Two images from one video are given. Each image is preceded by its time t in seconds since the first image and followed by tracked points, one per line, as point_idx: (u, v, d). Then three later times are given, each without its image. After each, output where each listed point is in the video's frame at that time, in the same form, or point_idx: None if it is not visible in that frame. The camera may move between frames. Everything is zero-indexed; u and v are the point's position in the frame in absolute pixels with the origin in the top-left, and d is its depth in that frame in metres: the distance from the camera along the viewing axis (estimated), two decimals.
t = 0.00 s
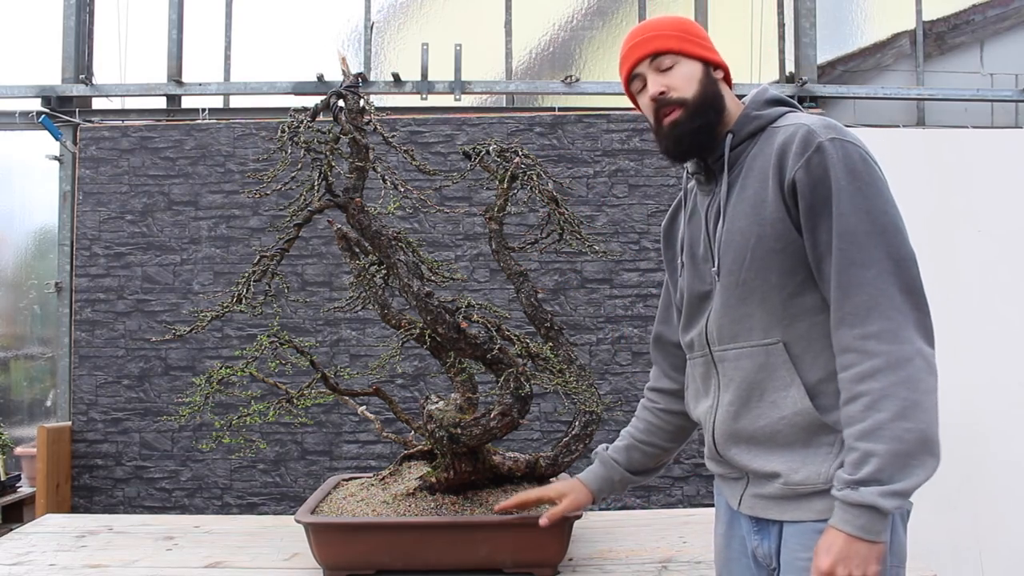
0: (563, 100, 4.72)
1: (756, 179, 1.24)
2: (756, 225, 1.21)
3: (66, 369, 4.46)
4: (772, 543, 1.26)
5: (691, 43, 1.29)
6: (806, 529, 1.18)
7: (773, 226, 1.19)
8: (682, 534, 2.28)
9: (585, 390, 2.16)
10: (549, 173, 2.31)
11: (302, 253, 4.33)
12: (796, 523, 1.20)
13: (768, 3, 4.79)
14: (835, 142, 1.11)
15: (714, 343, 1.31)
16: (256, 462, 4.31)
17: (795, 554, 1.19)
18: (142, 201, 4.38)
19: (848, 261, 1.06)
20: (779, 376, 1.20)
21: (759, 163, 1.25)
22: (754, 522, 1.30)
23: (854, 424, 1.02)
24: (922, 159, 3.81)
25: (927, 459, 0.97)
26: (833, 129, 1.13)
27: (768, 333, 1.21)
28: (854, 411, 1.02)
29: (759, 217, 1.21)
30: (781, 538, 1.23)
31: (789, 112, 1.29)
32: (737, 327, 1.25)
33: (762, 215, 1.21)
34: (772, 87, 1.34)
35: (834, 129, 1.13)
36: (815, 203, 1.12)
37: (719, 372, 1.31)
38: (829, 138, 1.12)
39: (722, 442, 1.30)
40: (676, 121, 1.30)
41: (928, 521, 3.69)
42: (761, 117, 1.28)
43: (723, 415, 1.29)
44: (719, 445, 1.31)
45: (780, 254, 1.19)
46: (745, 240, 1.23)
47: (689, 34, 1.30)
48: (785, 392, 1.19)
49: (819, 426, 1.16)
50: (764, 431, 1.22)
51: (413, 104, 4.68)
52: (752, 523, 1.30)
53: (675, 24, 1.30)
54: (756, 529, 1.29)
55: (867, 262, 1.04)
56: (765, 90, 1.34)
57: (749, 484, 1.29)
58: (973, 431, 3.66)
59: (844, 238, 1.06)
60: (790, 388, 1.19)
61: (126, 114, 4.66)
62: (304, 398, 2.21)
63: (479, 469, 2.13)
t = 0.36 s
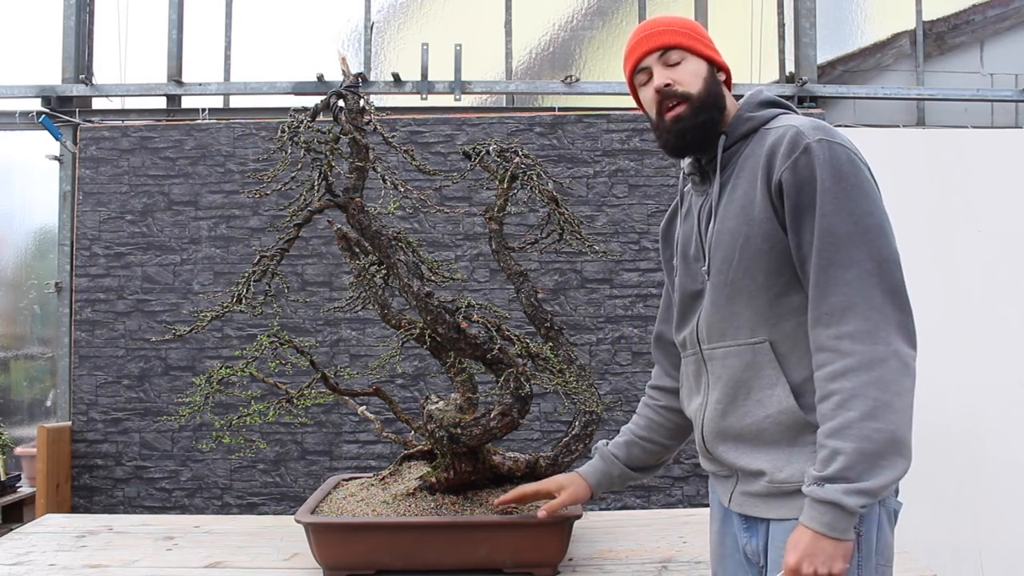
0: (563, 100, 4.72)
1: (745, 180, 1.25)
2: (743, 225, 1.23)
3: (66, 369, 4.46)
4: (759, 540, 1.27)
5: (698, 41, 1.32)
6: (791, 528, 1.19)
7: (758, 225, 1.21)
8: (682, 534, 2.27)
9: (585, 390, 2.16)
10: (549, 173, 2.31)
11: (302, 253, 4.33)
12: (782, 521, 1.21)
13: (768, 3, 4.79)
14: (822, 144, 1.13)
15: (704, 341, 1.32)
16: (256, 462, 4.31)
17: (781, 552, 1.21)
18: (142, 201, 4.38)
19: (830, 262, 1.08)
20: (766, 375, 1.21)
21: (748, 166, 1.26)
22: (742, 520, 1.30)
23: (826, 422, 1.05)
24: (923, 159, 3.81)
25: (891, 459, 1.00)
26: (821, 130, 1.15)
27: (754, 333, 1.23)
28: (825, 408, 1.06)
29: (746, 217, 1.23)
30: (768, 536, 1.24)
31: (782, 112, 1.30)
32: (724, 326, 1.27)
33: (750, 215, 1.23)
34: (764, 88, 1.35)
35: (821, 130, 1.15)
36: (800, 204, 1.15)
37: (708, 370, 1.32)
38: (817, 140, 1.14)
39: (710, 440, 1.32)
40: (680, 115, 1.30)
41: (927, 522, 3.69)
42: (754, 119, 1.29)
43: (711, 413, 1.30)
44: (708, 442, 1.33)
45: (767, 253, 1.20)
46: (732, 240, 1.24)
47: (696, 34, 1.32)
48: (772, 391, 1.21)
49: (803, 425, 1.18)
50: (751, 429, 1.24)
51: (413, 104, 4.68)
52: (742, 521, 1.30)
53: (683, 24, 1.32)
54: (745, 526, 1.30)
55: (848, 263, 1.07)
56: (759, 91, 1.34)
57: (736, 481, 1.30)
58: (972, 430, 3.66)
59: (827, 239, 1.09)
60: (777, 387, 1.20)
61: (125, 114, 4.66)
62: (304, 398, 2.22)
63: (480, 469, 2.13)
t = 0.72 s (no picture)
0: (563, 100, 4.72)
1: (735, 182, 1.26)
2: (734, 226, 1.23)
3: (66, 369, 4.46)
4: (753, 539, 1.27)
5: (687, 43, 1.32)
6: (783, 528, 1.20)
7: (749, 227, 1.21)
8: (682, 534, 2.28)
9: (585, 390, 2.17)
10: (549, 173, 2.31)
11: (302, 253, 4.33)
12: (775, 520, 1.21)
13: (768, 4, 4.79)
14: (811, 144, 1.13)
15: (696, 342, 1.32)
16: (256, 462, 4.31)
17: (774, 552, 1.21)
18: (142, 201, 4.38)
19: (819, 262, 1.09)
20: (757, 374, 1.22)
21: (737, 167, 1.27)
22: (736, 519, 1.30)
23: (815, 421, 1.05)
24: (922, 159, 3.80)
25: (879, 459, 1.00)
26: (811, 131, 1.15)
27: (745, 333, 1.23)
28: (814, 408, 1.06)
29: (736, 219, 1.23)
30: (761, 535, 1.24)
31: (773, 112, 1.30)
32: (716, 327, 1.27)
33: (740, 217, 1.23)
34: (756, 89, 1.35)
35: (811, 131, 1.15)
36: (790, 204, 1.15)
37: (701, 371, 1.32)
38: (806, 141, 1.14)
39: (704, 440, 1.32)
40: (669, 117, 1.31)
41: (927, 522, 3.69)
42: (744, 120, 1.29)
43: (705, 414, 1.30)
44: (702, 442, 1.34)
45: (758, 254, 1.21)
46: (723, 240, 1.25)
47: (685, 35, 1.32)
48: (764, 390, 1.21)
49: (794, 425, 1.18)
50: (743, 429, 1.24)
51: (413, 104, 4.69)
52: (735, 520, 1.31)
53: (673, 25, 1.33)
54: (739, 526, 1.30)
55: (836, 263, 1.08)
56: (750, 92, 1.34)
57: (729, 481, 1.30)
58: (972, 430, 3.65)
59: (816, 239, 1.09)
60: (768, 387, 1.20)
61: (125, 114, 4.66)
62: (304, 398, 2.22)
63: (480, 469, 2.13)
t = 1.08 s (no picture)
0: (563, 100, 4.72)
1: (730, 182, 1.26)
2: (729, 226, 1.23)
3: (66, 369, 4.46)
4: (747, 539, 1.27)
5: (681, 49, 1.30)
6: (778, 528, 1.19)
7: (744, 227, 1.21)
8: (682, 534, 2.28)
9: (585, 390, 2.17)
10: (549, 173, 2.31)
11: (302, 253, 4.33)
12: (769, 520, 1.21)
13: (768, 4, 4.79)
14: (806, 144, 1.13)
15: (691, 342, 1.32)
16: (256, 462, 4.31)
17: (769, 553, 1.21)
18: (142, 201, 4.38)
19: (814, 262, 1.08)
20: (752, 374, 1.22)
21: (732, 167, 1.26)
22: (731, 519, 1.30)
23: (808, 421, 1.05)
24: (922, 158, 3.80)
25: (872, 459, 1.01)
26: (806, 131, 1.15)
27: (740, 333, 1.23)
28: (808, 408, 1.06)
29: (731, 220, 1.23)
30: (756, 535, 1.24)
31: (768, 112, 1.30)
32: (711, 327, 1.27)
33: (735, 217, 1.23)
34: (752, 90, 1.35)
35: (805, 131, 1.15)
36: (784, 204, 1.15)
37: (696, 370, 1.32)
38: (801, 140, 1.14)
39: (699, 440, 1.32)
40: (663, 127, 1.31)
41: (927, 522, 3.69)
42: (739, 121, 1.29)
43: (700, 414, 1.30)
44: (697, 442, 1.34)
45: (752, 254, 1.20)
46: (717, 240, 1.25)
47: (679, 41, 1.30)
48: (758, 390, 1.21)
49: (788, 425, 1.18)
50: (741, 427, 1.24)
51: (413, 104, 4.68)
52: (731, 520, 1.31)
53: (666, 30, 1.30)
54: (734, 526, 1.30)
55: (831, 262, 1.07)
56: (746, 93, 1.34)
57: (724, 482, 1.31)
58: (972, 430, 3.65)
59: (811, 238, 1.09)
60: (763, 385, 1.20)
61: (125, 114, 4.66)
62: (304, 398, 2.22)
63: (479, 469, 2.13)
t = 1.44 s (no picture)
0: (563, 100, 4.72)
1: (730, 183, 1.26)
2: (727, 226, 1.23)
3: (66, 369, 4.46)
4: (745, 539, 1.27)
5: (679, 50, 1.29)
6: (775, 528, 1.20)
7: (742, 228, 1.21)
8: (682, 534, 2.28)
9: (586, 390, 2.17)
10: (549, 173, 2.31)
11: (302, 253, 4.33)
12: (766, 521, 1.21)
13: (768, 4, 4.79)
14: (805, 145, 1.13)
15: (689, 342, 1.32)
16: (256, 462, 4.31)
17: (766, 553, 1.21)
18: (142, 201, 4.38)
19: (813, 263, 1.08)
20: (750, 375, 1.21)
21: (732, 167, 1.26)
22: (729, 519, 1.30)
23: (804, 423, 1.05)
24: (922, 159, 3.80)
25: (867, 461, 1.01)
26: (805, 132, 1.15)
27: (738, 334, 1.23)
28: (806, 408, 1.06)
29: (731, 221, 1.23)
30: (753, 536, 1.24)
31: (767, 112, 1.30)
32: (709, 327, 1.27)
33: (734, 218, 1.23)
34: (752, 90, 1.35)
35: (805, 132, 1.15)
36: (782, 205, 1.15)
37: (694, 371, 1.32)
38: (800, 142, 1.14)
39: (697, 440, 1.32)
40: (663, 132, 1.31)
41: (928, 522, 3.68)
42: (739, 121, 1.29)
43: (697, 414, 1.30)
44: (695, 443, 1.34)
45: (750, 255, 1.20)
46: (716, 241, 1.25)
47: (677, 41, 1.29)
48: (756, 391, 1.21)
49: (785, 426, 1.18)
50: (739, 427, 1.23)
51: (413, 104, 4.68)
52: (729, 520, 1.31)
53: (663, 31, 1.29)
54: (732, 526, 1.30)
55: (829, 264, 1.07)
56: (746, 94, 1.34)
57: (723, 483, 1.31)
58: (972, 430, 3.65)
59: (809, 240, 1.09)
60: (761, 386, 1.20)
61: (125, 114, 4.66)
62: (304, 398, 2.22)
63: (479, 469, 2.13)
